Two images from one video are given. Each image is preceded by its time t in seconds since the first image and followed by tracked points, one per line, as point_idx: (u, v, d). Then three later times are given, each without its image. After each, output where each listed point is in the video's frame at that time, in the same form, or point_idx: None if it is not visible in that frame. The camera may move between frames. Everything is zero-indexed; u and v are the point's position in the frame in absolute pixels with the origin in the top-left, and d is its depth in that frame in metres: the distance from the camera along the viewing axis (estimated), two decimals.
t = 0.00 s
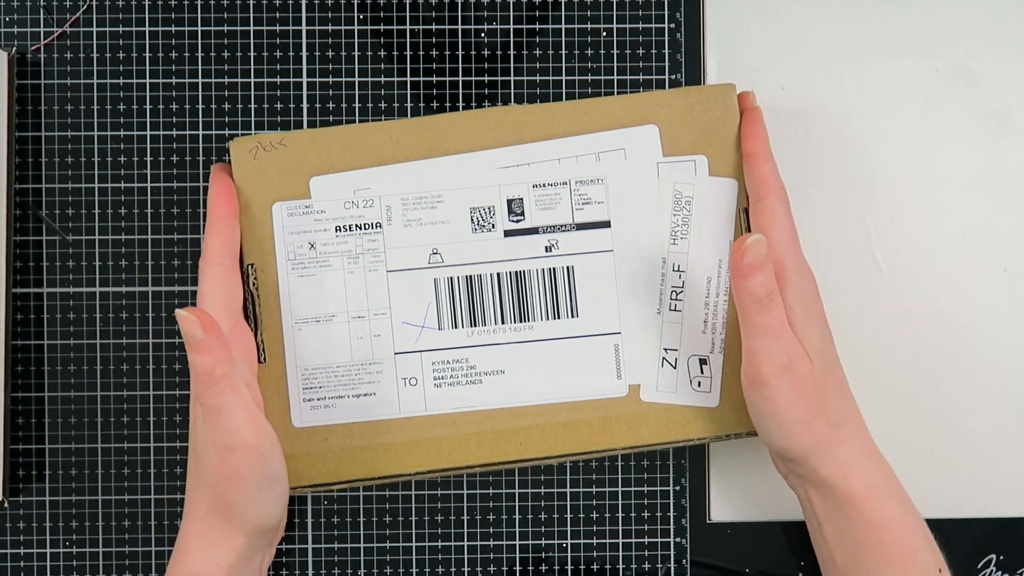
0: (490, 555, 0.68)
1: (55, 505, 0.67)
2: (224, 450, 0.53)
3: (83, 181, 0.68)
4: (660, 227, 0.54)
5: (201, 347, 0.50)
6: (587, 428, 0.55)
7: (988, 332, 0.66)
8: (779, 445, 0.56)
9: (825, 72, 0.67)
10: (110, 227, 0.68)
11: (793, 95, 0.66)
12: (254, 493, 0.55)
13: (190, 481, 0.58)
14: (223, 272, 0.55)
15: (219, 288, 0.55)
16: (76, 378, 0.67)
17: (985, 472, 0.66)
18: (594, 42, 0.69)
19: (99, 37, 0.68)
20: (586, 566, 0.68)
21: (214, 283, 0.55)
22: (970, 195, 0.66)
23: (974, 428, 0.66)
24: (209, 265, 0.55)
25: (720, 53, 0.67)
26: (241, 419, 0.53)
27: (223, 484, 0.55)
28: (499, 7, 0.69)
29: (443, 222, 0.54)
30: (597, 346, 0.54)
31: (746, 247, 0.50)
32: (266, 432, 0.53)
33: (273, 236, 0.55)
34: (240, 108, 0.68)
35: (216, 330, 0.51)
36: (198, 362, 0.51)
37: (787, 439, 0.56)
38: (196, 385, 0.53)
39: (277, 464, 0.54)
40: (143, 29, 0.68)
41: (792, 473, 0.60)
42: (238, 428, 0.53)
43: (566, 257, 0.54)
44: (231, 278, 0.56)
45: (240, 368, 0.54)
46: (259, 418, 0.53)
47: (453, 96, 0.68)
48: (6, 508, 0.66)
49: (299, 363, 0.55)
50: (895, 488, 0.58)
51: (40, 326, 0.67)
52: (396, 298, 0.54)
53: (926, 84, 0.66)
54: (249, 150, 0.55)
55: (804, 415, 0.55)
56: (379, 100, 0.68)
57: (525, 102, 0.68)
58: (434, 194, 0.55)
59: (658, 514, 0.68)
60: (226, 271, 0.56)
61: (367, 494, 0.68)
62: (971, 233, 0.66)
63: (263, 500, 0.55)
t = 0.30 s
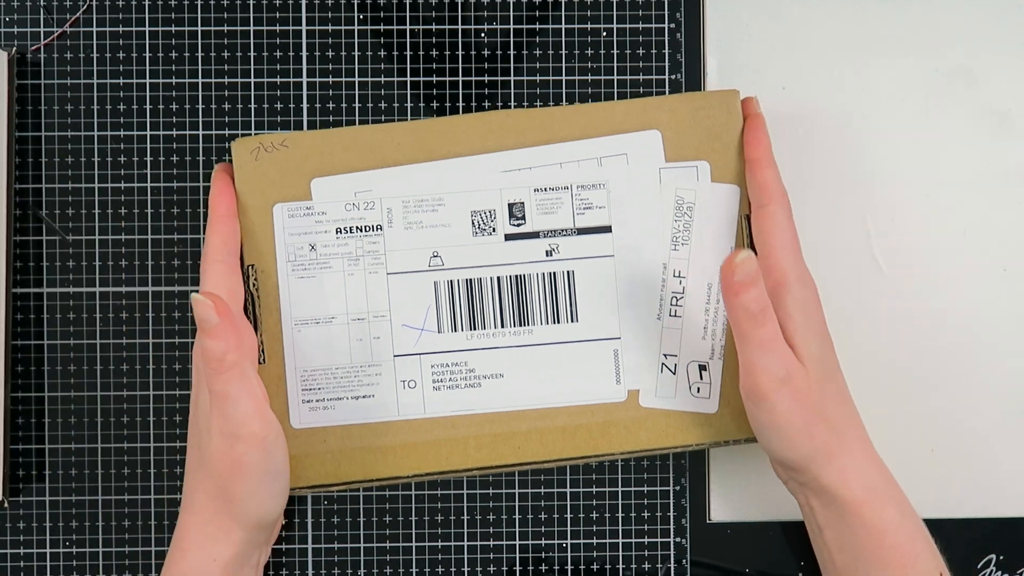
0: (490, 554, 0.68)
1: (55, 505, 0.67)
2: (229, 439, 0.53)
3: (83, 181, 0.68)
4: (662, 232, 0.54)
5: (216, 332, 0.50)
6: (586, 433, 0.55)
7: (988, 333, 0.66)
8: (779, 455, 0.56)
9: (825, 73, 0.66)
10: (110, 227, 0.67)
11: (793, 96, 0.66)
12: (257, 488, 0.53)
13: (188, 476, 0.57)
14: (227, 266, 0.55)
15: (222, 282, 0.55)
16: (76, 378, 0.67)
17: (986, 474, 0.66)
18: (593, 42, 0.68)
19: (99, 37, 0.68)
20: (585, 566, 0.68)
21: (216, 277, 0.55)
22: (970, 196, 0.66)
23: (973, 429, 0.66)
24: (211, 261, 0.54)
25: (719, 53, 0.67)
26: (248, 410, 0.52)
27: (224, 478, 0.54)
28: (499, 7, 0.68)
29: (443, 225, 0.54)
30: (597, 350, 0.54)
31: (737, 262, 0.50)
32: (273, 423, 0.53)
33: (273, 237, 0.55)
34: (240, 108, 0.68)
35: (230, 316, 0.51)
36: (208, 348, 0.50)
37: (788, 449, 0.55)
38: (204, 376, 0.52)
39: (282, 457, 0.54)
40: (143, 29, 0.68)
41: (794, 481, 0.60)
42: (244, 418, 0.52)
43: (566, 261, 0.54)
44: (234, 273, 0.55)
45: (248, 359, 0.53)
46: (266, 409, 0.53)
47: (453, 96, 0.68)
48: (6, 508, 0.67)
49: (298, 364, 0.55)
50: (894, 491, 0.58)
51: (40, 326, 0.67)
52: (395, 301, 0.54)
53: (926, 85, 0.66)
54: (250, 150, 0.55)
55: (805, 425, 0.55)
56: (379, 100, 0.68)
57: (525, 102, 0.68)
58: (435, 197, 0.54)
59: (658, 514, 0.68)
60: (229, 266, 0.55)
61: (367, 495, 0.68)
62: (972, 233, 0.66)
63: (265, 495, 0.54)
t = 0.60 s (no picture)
0: (490, 555, 0.68)
1: (56, 504, 0.67)
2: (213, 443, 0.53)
3: (83, 181, 0.68)
4: (659, 234, 0.54)
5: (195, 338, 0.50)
6: (579, 434, 0.55)
7: (989, 334, 0.66)
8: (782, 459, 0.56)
9: (826, 73, 0.66)
10: (110, 227, 0.68)
11: (793, 95, 0.65)
12: (241, 490, 0.54)
13: (174, 478, 0.57)
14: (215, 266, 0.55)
15: (209, 282, 0.55)
16: (76, 378, 0.68)
17: (987, 476, 0.66)
18: (594, 41, 0.68)
19: (98, 37, 0.68)
20: (585, 566, 0.68)
21: (203, 277, 0.55)
22: (970, 195, 0.65)
23: (973, 431, 0.66)
24: (200, 261, 0.55)
25: (720, 53, 0.66)
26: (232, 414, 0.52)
27: (209, 480, 0.54)
28: (499, 7, 0.68)
29: (437, 223, 0.54)
30: (591, 350, 0.54)
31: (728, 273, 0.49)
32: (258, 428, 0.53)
33: (263, 234, 0.55)
34: (240, 108, 0.68)
35: (212, 324, 0.51)
36: (190, 354, 0.50)
37: (791, 454, 0.55)
38: (188, 380, 0.53)
39: (266, 461, 0.54)
40: (142, 29, 0.68)
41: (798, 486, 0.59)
42: (229, 422, 0.52)
43: (559, 262, 0.54)
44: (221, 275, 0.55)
45: (233, 363, 0.53)
46: (251, 412, 0.53)
47: (453, 96, 0.68)
48: (7, 508, 0.67)
49: (288, 363, 0.55)
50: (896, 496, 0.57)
51: (40, 326, 0.68)
52: (386, 300, 0.54)
53: (926, 85, 0.65)
54: (241, 145, 0.55)
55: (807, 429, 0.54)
56: (379, 100, 0.68)
57: (526, 102, 0.68)
58: (427, 195, 0.54)
59: (658, 514, 0.68)
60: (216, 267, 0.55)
61: (367, 495, 0.68)
62: (973, 233, 0.65)
63: (251, 498, 0.55)
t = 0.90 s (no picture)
0: (490, 555, 0.68)
1: (56, 504, 0.67)
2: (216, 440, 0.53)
3: (83, 181, 0.68)
4: (653, 228, 0.54)
5: (197, 337, 0.50)
6: (577, 428, 0.55)
7: (989, 333, 0.66)
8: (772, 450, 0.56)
9: (825, 72, 0.66)
10: (111, 227, 0.68)
11: (793, 95, 0.66)
12: (245, 486, 0.54)
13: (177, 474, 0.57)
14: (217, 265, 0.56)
15: (211, 281, 0.55)
16: (76, 378, 0.68)
17: (988, 475, 0.66)
18: (593, 42, 0.68)
19: (99, 37, 0.68)
20: (586, 566, 0.68)
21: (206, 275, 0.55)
22: (970, 195, 0.66)
23: (974, 430, 0.65)
24: (203, 260, 0.55)
25: (720, 53, 0.66)
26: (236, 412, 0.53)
27: (214, 476, 0.54)
28: (498, 7, 0.69)
29: (436, 220, 0.54)
30: (589, 346, 0.54)
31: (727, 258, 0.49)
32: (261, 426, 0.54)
33: (265, 231, 0.55)
34: (240, 108, 0.68)
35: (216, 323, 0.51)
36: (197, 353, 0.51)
37: (781, 444, 0.55)
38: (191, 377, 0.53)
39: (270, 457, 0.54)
40: (143, 29, 0.69)
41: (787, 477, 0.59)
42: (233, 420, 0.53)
43: (557, 257, 0.54)
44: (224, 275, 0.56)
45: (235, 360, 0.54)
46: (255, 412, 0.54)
47: (453, 96, 0.68)
48: (7, 508, 0.67)
49: (289, 358, 0.55)
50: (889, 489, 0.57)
51: (40, 326, 0.68)
52: (387, 296, 0.54)
53: (926, 85, 0.66)
54: (243, 144, 0.55)
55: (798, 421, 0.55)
56: (379, 100, 0.68)
57: (526, 102, 0.68)
58: (426, 192, 0.55)
59: (658, 514, 0.68)
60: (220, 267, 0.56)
61: (367, 494, 0.68)
62: (973, 233, 0.66)
63: (253, 493, 0.55)
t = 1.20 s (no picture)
0: (489, 555, 0.68)
1: (56, 504, 0.67)
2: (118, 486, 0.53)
3: (83, 181, 0.68)
4: (653, 227, 0.54)
5: (71, 411, 0.46)
6: (578, 428, 0.55)
7: (990, 333, 0.66)
8: (845, 430, 0.56)
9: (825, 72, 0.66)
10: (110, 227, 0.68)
11: (793, 95, 0.66)
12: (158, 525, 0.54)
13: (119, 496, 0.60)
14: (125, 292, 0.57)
15: (126, 309, 0.57)
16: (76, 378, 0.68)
17: (988, 475, 0.66)
18: (593, 42, 0.68)
19: (99, 37, 0.68)
20: (585, 566, 0.68)
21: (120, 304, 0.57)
22: (970, 195, 0.66)
23: (975, 430, 0.66)
24: (116, 289, 0.57)
25: (719, 53, 0.66)
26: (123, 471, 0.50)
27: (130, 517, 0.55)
28: (499, 7, 0.69)
29: (435, 220, 0.54)
30: (589, 346, 0.54)
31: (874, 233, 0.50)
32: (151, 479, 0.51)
33: (264, 232, 0.55)
34: (240, 108, 0.68)
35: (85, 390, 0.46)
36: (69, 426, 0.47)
37: (858, 425, 0.55)
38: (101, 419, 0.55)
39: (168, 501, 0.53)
40: (143, 29, 0.69)
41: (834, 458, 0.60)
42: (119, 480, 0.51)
43: (556, 257, 0.54)
44: (134, 302, 0.57)
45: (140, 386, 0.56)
46: (146, 464, 0.51)
47: (453, 96, 0.68)
48: (6, 508, 0.67)
49: (290, 359, 0.55)
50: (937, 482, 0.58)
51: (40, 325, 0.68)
52: (386, 296, 0.54)
53: (926, 84, 0.66)
54: (242, 146, 0.55)
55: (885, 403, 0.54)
56: (379, 100, 0.68)
57: (526, 102, 0.68)
58: (426, 192, 0.55)
59: (658, 514, 0.68)
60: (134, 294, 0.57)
61: (367, 494, 0.68)
62: (973, 233, 0.66)
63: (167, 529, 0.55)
